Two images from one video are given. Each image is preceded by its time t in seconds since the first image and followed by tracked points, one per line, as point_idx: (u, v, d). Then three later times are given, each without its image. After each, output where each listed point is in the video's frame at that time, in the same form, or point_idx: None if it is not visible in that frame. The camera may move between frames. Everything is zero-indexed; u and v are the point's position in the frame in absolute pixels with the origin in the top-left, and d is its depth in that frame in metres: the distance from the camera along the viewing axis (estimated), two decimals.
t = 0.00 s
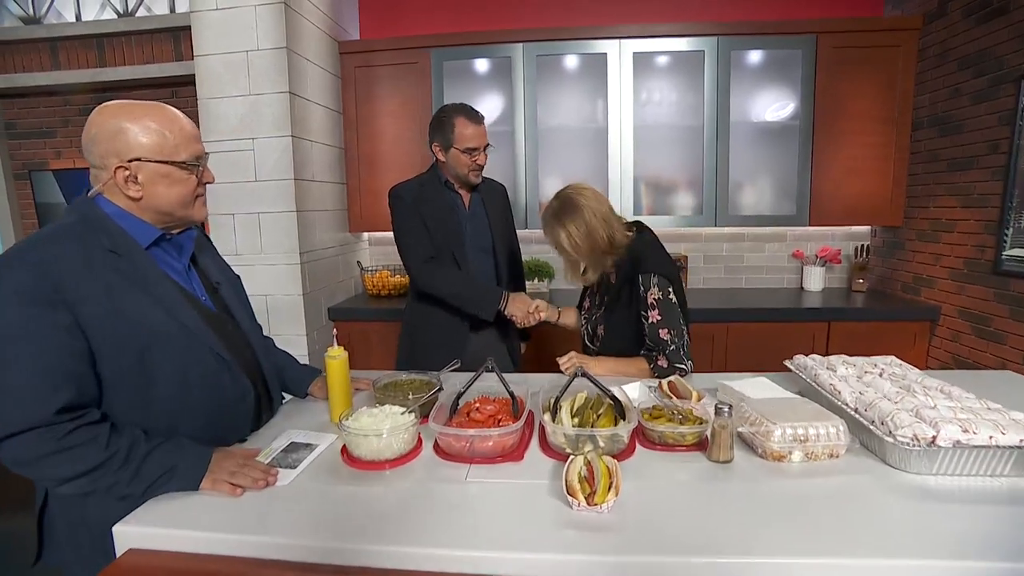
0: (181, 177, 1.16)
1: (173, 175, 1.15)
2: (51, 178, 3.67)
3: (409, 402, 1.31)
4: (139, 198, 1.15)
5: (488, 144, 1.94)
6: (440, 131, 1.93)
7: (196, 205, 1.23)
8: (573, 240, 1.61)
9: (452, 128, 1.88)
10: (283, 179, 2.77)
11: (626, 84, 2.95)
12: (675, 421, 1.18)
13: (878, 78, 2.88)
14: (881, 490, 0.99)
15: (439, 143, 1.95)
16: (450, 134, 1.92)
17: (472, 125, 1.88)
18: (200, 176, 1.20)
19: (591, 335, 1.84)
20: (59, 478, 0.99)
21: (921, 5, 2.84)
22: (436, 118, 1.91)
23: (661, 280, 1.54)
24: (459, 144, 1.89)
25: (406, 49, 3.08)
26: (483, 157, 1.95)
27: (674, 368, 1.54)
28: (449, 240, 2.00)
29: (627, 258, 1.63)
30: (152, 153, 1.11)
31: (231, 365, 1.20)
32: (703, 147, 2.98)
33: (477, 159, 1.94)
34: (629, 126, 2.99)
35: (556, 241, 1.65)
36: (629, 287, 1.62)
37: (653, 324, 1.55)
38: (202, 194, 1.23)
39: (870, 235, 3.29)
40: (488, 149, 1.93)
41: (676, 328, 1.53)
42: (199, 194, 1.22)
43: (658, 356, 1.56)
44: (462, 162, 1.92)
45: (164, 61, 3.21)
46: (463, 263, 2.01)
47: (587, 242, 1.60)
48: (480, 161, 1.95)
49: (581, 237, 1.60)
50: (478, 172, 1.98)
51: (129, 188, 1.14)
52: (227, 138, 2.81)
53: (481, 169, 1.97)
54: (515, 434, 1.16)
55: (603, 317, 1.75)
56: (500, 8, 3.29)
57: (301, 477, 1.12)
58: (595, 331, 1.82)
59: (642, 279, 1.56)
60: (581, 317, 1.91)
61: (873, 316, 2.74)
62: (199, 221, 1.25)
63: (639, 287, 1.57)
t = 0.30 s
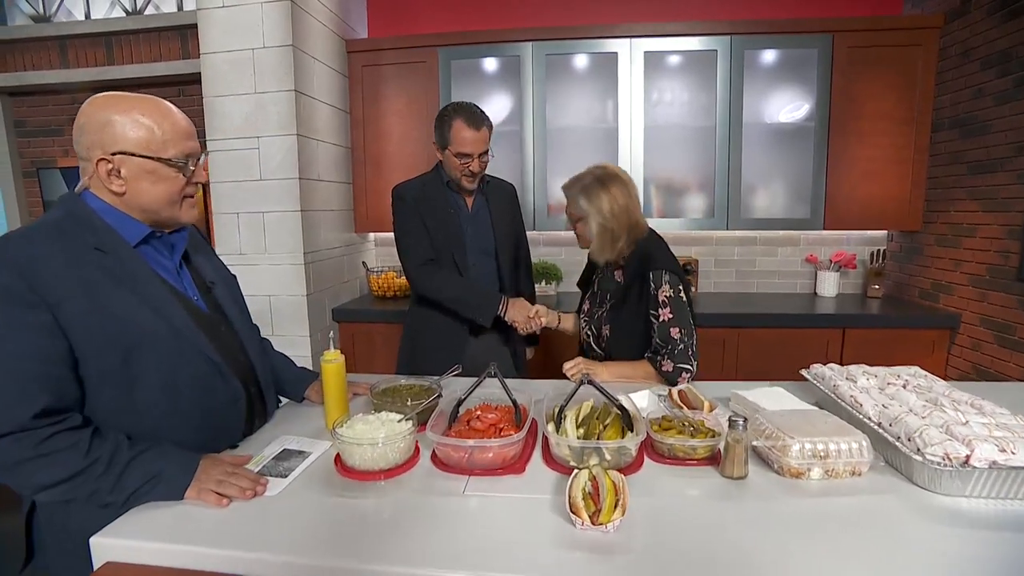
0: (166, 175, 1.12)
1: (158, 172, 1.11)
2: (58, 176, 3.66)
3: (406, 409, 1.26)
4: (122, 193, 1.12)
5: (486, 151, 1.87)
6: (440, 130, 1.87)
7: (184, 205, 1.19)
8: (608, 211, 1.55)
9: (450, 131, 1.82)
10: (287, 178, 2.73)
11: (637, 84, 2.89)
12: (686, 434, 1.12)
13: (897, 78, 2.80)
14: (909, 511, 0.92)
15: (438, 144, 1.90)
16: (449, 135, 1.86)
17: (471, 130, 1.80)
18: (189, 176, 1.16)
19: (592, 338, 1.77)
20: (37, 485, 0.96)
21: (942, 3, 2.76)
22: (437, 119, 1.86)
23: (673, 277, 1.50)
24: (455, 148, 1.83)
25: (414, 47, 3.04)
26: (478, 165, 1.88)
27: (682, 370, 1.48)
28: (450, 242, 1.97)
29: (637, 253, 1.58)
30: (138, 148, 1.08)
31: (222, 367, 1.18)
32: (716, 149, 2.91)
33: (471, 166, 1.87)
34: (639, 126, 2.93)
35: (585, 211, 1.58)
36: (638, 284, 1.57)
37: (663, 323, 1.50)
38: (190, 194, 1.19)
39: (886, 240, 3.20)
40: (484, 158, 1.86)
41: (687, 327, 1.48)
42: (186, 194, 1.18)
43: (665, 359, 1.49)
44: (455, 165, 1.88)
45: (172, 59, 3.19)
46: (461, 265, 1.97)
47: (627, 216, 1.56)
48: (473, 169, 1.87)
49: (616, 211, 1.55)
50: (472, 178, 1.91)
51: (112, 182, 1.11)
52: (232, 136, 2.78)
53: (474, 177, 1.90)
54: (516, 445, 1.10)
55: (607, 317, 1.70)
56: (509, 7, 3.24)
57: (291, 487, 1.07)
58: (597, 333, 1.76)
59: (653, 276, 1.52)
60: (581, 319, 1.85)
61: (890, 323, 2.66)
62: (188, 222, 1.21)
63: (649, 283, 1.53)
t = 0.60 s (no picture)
0: (148, 170, 1.09)
1: (139, 166, 1.08)
2: (61, 171, 3.64)
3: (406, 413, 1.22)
4: (105, 182, 1.10)
5: (490, 143, 1.85)
6: (443, 124, 1.85)
7: (169, 204, 1.15)
8: (658, 188, 1.56)
9: (454, 122, 1.80)
10: (290, 176, 2.71)
11: (644, 86, 2.86)
12: (696, 442, 1.08)
13: (908, 84, 2.76)
14: (930, 527, 0.88)
15: (441, 137, 1.88)
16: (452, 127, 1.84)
17: (475, 121, 1.78)
18: (177, 175, 1.12)
19: (606, 336, 1.71)
20: (22, 485, 0.94)
21: (955, 9, 2.72)
22: (441, 112, 1.84)
23: (698, 273, 1.50)
24: (459, 139, 1.80)
25: (420, 47, 3.01)
26: (483, 156, 1.85)
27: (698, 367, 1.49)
28: (450, 243, 1.93)
29: (664, 248, 1.57)
30: (123, 140, 1.05)
31: (216, 366, 1.15)
32: (723, 153, 2.87)
33: (476, 158, 1.84)
34: (646, 129, 2.90)
35: (638, 186, 1.54)
36: (660, 280, 1.55)
37: (684, 319, 1.49)
38: (178, 194, 1.15)
39: (895, 247, 3.16)
40: (488, 148, 1.84)
41: (705, 324, 1.48)
42: (173, 193, 1.14)
43: (681, 355, 1.49)
44: (461, 158, 1.84)
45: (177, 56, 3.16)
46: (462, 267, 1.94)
47: (667, 197, 1.59)
48: (479, 161, 1.85)
49: (661, 189, 1.57)
50: (477, 172, 1.88)
51: (97, 170, 1.09)
52: (235, 133, 2.75)
53: (481, 169, 1.87)
54: (519, 451, 1.06)
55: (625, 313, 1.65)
56: (517, 8, 3.22)
57: (285, 491, 1.03)
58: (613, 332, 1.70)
59: (679, 271, 1.51)
60: (592, 318, 1.78)
61: (899, 331, 2.61)
62: (173, 221, 1.17)
63: (673, 278, 1.52)
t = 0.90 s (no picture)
0: (145, 171, 1.07)
1: (136, 167, 1.06)
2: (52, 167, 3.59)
3: (402, 418, 1.20)
4: (99, 181, 1.08)
5: (487, 146, 1.83)
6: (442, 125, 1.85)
7: (165, 204, 1.14)
8: (681, 189, 1.61)
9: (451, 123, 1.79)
10: (286, 175, 2.69)
11: (642, 91, 2.86)
12: (695, 449, 1.07)
13: (904, 92, 2.77)
14: (931, 539, 0.88)
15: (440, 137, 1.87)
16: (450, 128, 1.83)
17: (471, 123, 1.77)
18: (173, 176, 1.10)
19: (627, 342, 1.68)
20: (7, 490, 0.91)
21: (951, 19, 2.74)
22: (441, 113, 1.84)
23: (723, 277, 1.54)
24: (454, 140, 1.79)
25: (418, 48, 3.00)
26: (477, 159, 1.83)
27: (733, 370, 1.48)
28: (445, 249, 1.93)
29: (687, 253, 1.61)
30: (119, 140, 1.04)
31: (209, 370, 1.14)
32: (721, 159, 2.88)
33: (469, 160, 1.82)
34: (644, 133, 2.90)
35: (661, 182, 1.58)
36: (686, 284, 1.57)
37: (714, 322, 1.51)
38: (173, 194, 1.13)
39: (889, 255, 3.17)
40: (483, 152, 1.81)
41: (733, 327, 1.51)
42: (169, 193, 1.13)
43: (713, 359, 1.50)
44: (454, 160, 1.84)
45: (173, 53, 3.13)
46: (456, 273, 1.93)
47: (688, 201, 1.64)
48: (471, 164, 1.83)
49: (683, 193, 1.61)
50: (472, 173, 1.87)
51: (90, 169, 1.07)
52: (230, 132, 2.73)
53: (474, 171, 1.85)
54: (517, 457, 1.05)
55: (650, 317, 1.64)
56: (516, 11, 3.22)
57: (279, 497, 1.02)
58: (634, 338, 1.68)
59: (706, 274, 1.54)
60: (606, 324, 1.75)
61: (893, 338, 2.62)
62: (169, 221, 1.16)
63: (701, 280, 1.54)
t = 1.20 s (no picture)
0: (146, 171, 1.07)
1: (137, 167, 1.06)
2: (40, 164, 3.53)
3: (401, 420, 1.20)
4: (99, 182, 1.08)
5: (493, 150, 1.83)
6: (449, 125, 1.85)
7: (166, 204, 1.13)
8: (702, 196, 1.61)
9: (459, 124, 1.79)
10: (280, 175, 2.67)
11: (636, 95, 2.88)
12: (693, 452, 1.08)
13: (893, 99, 2.81)
14: (923, 540, 0.90)
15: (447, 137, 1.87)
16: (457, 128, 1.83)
17: (478, 126, 1.77)
18: (173, 176, 1.10)
19: (646, 350, 1.67)
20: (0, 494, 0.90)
21: (939, 28, 2.79)
22: (448, 113, 1.84)
23: (744, 285, 1.56)
24: (462, 142, 1.79)
25: (414, 48, 3.00)
26: (483, 162, 1.83)
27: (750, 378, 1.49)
28: (444, 253, 1.93)
29: (709, 261, 1.63)
30: (120, 140, 1.03)
31: (207, 372, 1.13)
32: (713, 163, 2.90)
33: (476, 162, 1.83)
34: (637, 137, 2.91)
35: (683, 186, 1.58)
36: (708, 291, 1.59)
37: (731, 329, 1.52)
38: (174, 194, 1.13)
39: (878, 259, 3.22)
40: (489, 155, 1.81)
41: (751, 335, 1.52)
42: (169, 193, 1.12)
43: (731, 366, 1.49)
44: (460, 161, 1.84)
45: (165, 50, 3.09)
46: (454, 277, 1.94)
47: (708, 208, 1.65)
48: (479, 166, 1.83)
49: (703, 198, 1.62)
50: (477, 176, 1.87)
51: (89, 169, 1.07)
52: (224, 131, 2.71)
53: (480, 174, 1.85)
54: (518, 460, 1.06)
55: (672, 325, 1.64)
56: (511, 13, 3.22)
57: (279, 499, 1.01)
58: (653, 346, 1.67)
59: (727, 281, 1.56)
60: (621, 332, 1.73)
61: (882, 341, 2.66)
62: (169, 220, 1.16)
63: (722, 287, 1.56)
